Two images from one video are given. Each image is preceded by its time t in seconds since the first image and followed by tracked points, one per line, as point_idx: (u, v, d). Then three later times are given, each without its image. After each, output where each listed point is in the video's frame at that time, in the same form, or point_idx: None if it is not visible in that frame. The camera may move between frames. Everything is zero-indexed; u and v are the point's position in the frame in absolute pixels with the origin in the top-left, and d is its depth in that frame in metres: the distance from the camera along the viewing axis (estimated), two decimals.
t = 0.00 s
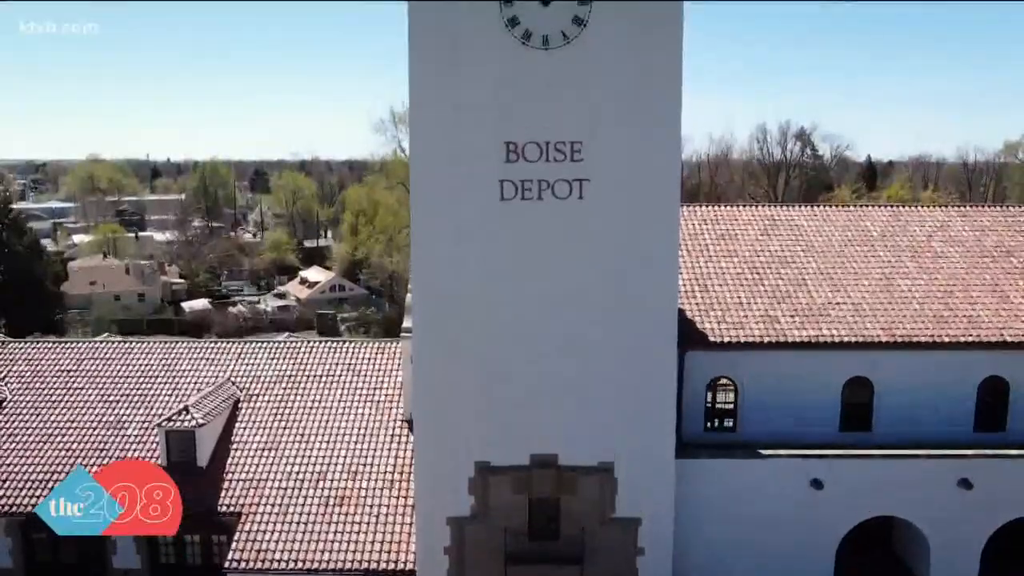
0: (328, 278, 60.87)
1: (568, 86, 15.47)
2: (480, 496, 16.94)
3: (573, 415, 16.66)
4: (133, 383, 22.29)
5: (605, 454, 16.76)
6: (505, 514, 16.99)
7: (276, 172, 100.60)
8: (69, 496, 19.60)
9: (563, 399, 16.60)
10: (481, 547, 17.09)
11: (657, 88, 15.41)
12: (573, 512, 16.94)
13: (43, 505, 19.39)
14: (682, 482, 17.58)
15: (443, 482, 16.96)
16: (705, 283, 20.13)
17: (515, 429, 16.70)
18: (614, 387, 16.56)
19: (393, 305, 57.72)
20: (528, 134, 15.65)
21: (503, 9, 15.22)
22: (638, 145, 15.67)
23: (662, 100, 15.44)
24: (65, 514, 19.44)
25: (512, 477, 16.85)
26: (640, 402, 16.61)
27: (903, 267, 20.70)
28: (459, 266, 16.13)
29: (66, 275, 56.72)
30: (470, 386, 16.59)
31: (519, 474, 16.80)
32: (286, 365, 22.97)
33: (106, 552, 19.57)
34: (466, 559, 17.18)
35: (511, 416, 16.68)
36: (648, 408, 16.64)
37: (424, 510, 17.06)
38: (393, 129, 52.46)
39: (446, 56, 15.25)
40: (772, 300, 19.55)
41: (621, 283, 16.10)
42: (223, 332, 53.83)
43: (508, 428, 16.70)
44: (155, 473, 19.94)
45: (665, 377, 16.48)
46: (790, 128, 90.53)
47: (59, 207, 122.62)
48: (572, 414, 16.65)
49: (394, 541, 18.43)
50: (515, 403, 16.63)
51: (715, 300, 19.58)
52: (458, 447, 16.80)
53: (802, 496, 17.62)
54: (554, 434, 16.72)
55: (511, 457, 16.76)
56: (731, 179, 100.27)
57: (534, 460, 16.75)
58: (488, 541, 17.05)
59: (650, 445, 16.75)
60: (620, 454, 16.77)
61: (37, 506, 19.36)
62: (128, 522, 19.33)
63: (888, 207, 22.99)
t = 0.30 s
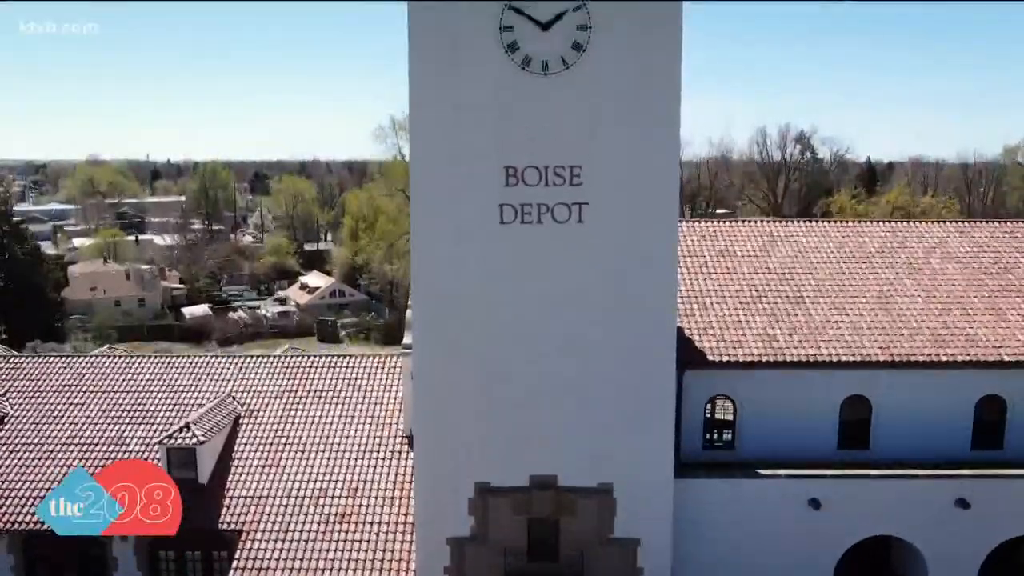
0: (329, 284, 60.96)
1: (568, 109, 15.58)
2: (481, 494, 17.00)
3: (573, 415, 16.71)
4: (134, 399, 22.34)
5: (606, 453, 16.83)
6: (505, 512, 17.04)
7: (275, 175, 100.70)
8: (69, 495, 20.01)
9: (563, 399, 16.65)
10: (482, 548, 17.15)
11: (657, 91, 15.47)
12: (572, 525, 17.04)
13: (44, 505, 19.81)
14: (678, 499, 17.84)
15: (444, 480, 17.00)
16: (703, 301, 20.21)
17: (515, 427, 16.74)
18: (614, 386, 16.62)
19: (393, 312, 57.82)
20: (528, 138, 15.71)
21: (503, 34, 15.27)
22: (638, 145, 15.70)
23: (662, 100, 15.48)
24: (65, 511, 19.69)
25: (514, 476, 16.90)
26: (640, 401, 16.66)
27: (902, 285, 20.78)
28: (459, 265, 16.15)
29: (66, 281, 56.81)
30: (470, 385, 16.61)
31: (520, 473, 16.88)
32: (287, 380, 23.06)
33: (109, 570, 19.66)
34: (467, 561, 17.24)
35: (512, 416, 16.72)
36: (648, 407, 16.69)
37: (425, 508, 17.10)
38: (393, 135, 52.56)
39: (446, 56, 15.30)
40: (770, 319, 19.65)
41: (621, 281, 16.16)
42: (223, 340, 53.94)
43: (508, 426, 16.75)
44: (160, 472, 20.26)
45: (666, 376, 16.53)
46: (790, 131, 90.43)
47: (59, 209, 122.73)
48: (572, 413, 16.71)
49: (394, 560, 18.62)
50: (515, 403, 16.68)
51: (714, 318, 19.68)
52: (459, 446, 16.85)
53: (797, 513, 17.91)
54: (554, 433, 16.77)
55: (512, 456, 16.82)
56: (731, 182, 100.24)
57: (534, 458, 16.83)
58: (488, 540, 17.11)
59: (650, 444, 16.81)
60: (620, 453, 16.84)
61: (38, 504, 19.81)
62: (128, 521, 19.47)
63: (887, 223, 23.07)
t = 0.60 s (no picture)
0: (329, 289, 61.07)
1: (568, 130, 15.67)
2: (481, 493, 17.03)
3: (573, 414, 16.77)
4: (136, 414, 22.43)
5: (606, 452, 16.89)
6: (505, 512, 17.07)
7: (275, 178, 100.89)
8: (68, 496, 20.33)
9: (563, 398, 16.70)
10: (482, 548, 17.16)
11: (657, 92, 15.54)
12: (573, 528, 17.10)
13: (43, 505, 20.19)
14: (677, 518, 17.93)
15: (444, 479, 17.00)
16: (703, 318, 20.29)
17: (516, 426, 16.78)
18: (614, 386, 16.67)
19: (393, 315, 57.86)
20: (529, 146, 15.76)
21: (503, 59, 15.35)
22: (638, 145, 15.74)
23: (662, 100, 15.53)
24: (65, 510, 20.07)
25: (514, 475, 16.94)
26: (640, 400, 16.72)
27: (900, 301, 20.86)
28: (459, 265, 16.16)
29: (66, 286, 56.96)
30: (471, 384, 16.62)
31: (520, 472, 16.92)
32: (288, 395, 23.16)
33: None
34: (467, 561, 17.26)
35: (512, 415, 16.76)
36: (648, 407, 16.75)
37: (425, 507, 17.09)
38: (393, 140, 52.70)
39: (446, 55, 15.30)
40: (769, 336, 19.73)
41: (621, 281, 16.21)
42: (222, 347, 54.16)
43: (509, 425, 16.78)
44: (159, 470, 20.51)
45: (666, 376, 16.58)
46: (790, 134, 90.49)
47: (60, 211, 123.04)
48: (572, 413, 16.76)
49: None
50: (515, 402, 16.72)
51: (713, 335, 19.77)
52: (459, 445, 16.87)
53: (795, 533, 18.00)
54: (554, 433, 16.82)
55: (512, 455, 16.86)
56: (731, 184, 100.33)
57: (534, 457, 16.89)
58: (488, 539, 17.14)
59: (650, 444, 16.89)
60: (620, 452, 16.91)
61: (38, 506, 20.16)
62: (128, 521, 19.71)
63: (885, 238, 23.15)
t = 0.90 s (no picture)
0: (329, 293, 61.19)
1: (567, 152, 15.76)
2: (481, 492, 17.11)
3: (573, 414, 16.81)
4: (138, 429, 22.56)
5: (605, 452, 16.97)
6: (505, 510, 17.19)
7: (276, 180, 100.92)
8: (68, 496, 20.80)
9: (562, 399, 16.74)
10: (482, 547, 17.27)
11: (657, 92, 15.48)
12: (573, 530, 17.24)
13: (44, 505, 20.72)
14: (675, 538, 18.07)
15: (444, 478, 17.06)
16: (702, 335, 20.38)
17: (516, 425, 16.82)
18: (614, 387, 16.70)
19: (393, 321, 57.97)
20: (528, 160, 15.81)
21: (503, 85, 15.46)
22: (638, 146, 15.71)
23: (662, 100, 15.48)
24: (65, 510, 20.60)
25: (513, 473, 17.03)
26: (640, 400, 16.75)
27: (899, 319, 20.94)
28: (459, 265, 16.14)
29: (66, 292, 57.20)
30: (471, 385, 16.65)
31: (520, 470, 17.01)
32: (288, 410, 23.26)
33: None
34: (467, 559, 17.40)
35: (512, 415, 16.80)
36: (648, 407, 16.80)
37: (425, 505, 17.19)
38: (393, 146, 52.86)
39: (446, 55, 15.28)
40: (767, 354, 19.83)
41: (620, 281, 16.23)
42: (222, 353, 54.24)
43: (509, 424, 16.83)
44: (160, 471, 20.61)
45: (666, 378, 16.61)
46: (789, 136, 90.49)
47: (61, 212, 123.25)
48: (572, 413, 16.80)
49: None
50: (515, 402, 16.75)
51: (711, 353, 19.84)
52: (459, 445, 16.92)
53: (793, 553, 18.15)
54: (554, 432, 16.88)
55: (512, 454, 16.93)
56: (730, 187, 100.43)
57: (534, 457, 16.96)
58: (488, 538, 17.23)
59: (649, 444, 16.96)
60: (620, 452, 16.97)
61: (38, 505, 20.69)
62: (128, 521, 20.17)
63: (882, 254, 23.23)
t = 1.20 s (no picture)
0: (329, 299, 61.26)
1: (567, 174, 15.84)
2: (481, 492, 17.10)
3: (573, 416, 16.79)
4: (139, 444, 22.64)
5: (605, 454, 16.95)
6: (505, 510, 17.15)
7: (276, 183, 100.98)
8: (69, 496, 21.29)
9: (563, 402, 16.73)
10: (481, 547, 17.27)
11: (657, 92, 15.50)
12: (573, 531, 17.23)
13: (44, 505, 21.18)
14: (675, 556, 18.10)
15: (444, 478, 17.05)
16: (701, 353, 20.47)
17: (516, 426, 16.82)
18: (614, 389, 16.68)
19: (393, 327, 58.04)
20: (528, 173, 15.85)
21: (503, 110, 15.54)
22: (638, 146, 15.73)
23: (662, 100, 15.50)
24: (65, 509, 21.07)
25: (513, 474, 17.02)
26: (640, 402, 16.73)
27: (897, 336, 21.02)
28: (460, 267, 16.15)
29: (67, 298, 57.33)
30: (471, 387, 16.66)
31: (520, 471, 17.00)
32: (289, 425, 23.34)
33: None
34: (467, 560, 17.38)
35: (511, 416, 16.80)
36: (648, 410, 16.77)
37: (425, 504, 17.18)
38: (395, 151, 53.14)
39: (445, 54, 15.31)
40: (766, 372, 19.91)
41: (621, 284, 16.24)
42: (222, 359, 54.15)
43: (509, 426, 16.82)
44: (161, 474, 21.50)
45: (666, 379, 16.60)
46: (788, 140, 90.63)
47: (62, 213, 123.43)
48: (572, 415, 16.79)
49: None
50: (515, 403, 16.75)
51: (710, 371, 19.94)
52: (458, 445, 16.94)
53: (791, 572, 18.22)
54: (554, 434, 16.85)
55: (512, 455, 16.92)
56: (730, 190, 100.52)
57: (534, 459, 16.95)
58: (486, 538, 17.23)
59: (650, 447, 16.91)
60: (620, 453, 16.92)
61: (39, 505, 21.15)
62: (129, 521, 20.62)
63: (881, 269, 23.31)
